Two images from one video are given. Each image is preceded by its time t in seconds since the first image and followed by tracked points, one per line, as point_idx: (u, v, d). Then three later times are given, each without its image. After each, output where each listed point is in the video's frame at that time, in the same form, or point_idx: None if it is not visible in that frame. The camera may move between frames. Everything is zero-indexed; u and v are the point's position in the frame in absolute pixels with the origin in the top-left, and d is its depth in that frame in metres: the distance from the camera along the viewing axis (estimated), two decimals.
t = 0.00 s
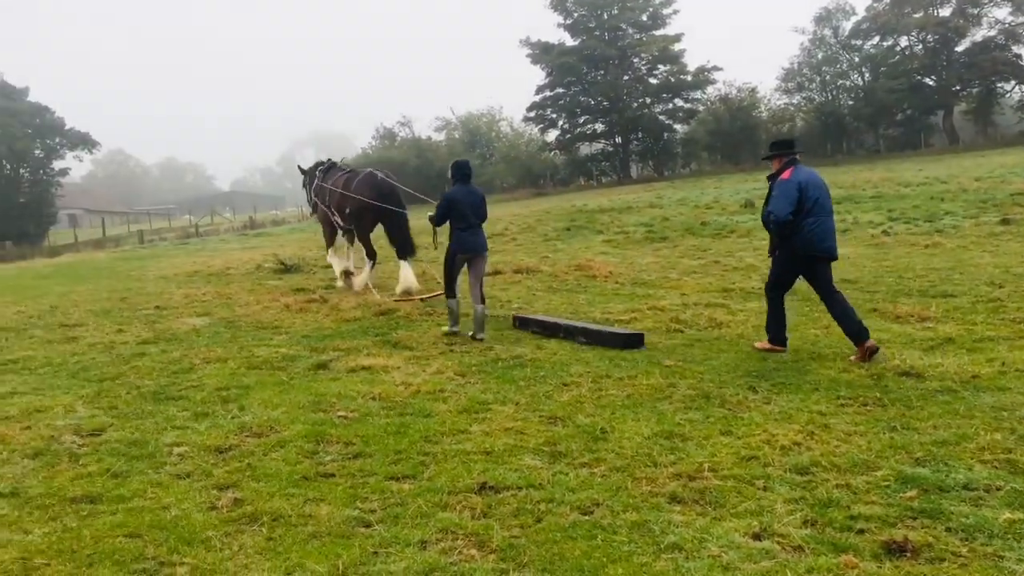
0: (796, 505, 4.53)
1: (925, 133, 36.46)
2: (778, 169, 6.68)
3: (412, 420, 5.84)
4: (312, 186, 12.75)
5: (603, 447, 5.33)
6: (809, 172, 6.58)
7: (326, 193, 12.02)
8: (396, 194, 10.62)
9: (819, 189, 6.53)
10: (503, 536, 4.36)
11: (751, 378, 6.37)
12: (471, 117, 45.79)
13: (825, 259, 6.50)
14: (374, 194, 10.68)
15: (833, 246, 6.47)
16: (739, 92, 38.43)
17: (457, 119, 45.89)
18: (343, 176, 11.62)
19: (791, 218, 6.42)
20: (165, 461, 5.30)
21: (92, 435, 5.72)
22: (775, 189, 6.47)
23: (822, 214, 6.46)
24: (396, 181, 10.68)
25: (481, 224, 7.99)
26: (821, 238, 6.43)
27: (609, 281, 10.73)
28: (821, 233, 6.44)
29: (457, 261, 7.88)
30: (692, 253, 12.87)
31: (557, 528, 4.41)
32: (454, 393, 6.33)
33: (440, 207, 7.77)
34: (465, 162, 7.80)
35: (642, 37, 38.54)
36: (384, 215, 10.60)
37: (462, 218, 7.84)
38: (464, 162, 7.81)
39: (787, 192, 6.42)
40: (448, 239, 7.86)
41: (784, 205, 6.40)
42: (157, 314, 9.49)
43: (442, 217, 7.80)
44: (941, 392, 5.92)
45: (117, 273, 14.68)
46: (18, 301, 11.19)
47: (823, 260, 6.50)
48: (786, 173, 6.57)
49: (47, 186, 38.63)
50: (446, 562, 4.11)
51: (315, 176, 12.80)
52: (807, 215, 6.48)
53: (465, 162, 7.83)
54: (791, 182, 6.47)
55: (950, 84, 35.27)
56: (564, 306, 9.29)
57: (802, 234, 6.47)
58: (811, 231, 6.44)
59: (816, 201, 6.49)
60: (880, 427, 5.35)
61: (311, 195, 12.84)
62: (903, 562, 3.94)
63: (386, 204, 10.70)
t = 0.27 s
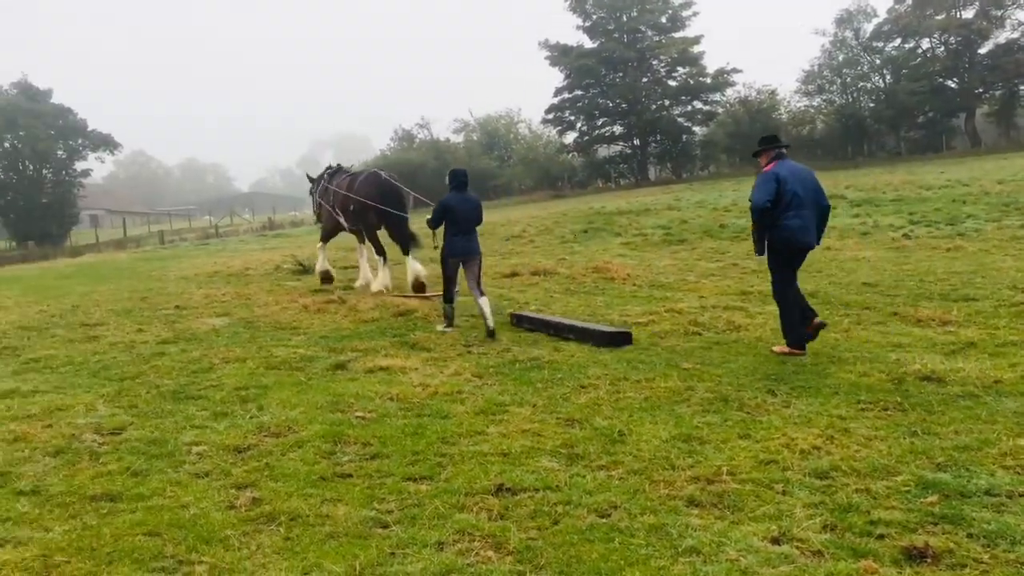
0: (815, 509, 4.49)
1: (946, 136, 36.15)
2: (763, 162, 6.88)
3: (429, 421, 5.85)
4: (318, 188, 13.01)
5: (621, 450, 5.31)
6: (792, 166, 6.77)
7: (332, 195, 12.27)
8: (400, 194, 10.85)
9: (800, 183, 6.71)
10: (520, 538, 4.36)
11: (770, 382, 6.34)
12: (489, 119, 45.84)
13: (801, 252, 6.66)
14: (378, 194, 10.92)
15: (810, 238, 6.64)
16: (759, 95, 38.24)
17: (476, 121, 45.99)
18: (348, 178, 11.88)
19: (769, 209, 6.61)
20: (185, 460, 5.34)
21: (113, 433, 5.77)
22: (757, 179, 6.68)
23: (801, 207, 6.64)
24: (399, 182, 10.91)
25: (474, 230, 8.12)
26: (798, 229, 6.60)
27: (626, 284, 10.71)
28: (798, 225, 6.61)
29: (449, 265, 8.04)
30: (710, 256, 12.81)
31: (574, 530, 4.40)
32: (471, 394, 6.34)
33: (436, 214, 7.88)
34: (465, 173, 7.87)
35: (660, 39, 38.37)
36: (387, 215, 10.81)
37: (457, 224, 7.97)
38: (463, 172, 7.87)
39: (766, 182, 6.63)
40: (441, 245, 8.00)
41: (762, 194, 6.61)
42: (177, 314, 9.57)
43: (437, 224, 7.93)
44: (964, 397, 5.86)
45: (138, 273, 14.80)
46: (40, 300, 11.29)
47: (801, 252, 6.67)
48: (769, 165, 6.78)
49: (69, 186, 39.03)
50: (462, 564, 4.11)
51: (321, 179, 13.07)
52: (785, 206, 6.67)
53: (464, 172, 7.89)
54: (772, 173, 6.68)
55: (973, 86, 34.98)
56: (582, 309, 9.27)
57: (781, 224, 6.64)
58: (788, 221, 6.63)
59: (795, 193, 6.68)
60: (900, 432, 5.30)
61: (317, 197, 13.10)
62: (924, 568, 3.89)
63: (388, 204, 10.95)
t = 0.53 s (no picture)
0: (825, 510, 4.47)
1: (957, 136, 36.03)
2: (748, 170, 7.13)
3: (437, 420, 5.85)
4: (313, 187, 13.16)
5: (629, 450, 5.31)
6: (773, 175, 7.00)
7: (327, 194, 12.44)
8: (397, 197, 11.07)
9: (780, 191, 6.94)
10: (528, 538, 4.35)
11: (779, 383, 6.32)
12: (497, 119, 45.80)
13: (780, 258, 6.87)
14: (376, 196, 11.12)
15: (788, 245, 6.84)
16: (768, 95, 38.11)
17: (484, 121, 45.98)
18: (344, 178, 12.05)
19: (748, 216, 6.88)
20: (194, 459, 5.35)
21: (122, 431, 5.79)
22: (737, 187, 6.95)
23: (779, 215, 6.86)
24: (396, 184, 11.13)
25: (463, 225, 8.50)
26: (776, 236, 6.82)
27: (635, 284, 10.68)
28: (776, 232, 6.82)
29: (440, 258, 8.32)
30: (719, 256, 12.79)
31: (583, 531, 4.40)
32: (479, 394, 6.34)
33: (425, 207, 8.29)
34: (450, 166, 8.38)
35: (669, 39, 38.26)
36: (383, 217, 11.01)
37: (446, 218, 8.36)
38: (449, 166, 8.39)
39: (746, 191, 6.89)
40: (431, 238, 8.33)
41: (741, 202, 6.89)
42: (186, 312, 9.59)
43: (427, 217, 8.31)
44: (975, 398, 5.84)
45: (148, 272, 14.85)
46: (50, 299, 11.33)
47: (779, 259, 6.87)
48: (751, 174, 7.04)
49: (79, 185, 39.21)
50: (471, 563, 4.11)
51: (315, 178, 13.21)
52: (764, 214, 6.91)
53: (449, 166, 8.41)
54: (752, 182, 6.94)
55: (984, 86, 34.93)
56: (591, 308, 9.26)
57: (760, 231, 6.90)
58: (766, 229, 6.86)
59: (774, 202, 6.91)
60: (910, 433, 5.28)
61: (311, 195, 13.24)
62: (934, 569, 3.88)
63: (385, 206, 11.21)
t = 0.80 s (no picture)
0: (834, 516, 4.46)
1: (966, 139, 35.93)
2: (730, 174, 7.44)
3: (445, 424, 5.85)
4: (311, 191, 13.33)
5: (638, 454, 5.30)
6: (755, 179, 7.33)
7: (325, 199, 12.60)
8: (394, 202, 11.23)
9: (762, 194, 7.26)
10: (536, 542, 4.34)
11: (788, 388, 6.30)
12: (506, 122, 45.89)
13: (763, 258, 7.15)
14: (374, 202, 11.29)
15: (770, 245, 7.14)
16: (777, 98, 38.08)
17: (492, 124, 46.02)
18: (343, 183, 12.22)
19: (734, 216, 7.15)
20: (202, 461, 5.36)
21: (131, 434, 5.81)
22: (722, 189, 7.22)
23: (762, 216, 7.17)
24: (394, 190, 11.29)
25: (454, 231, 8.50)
26: (759, 236, 7.11)
27: (643, 288, 10.67)
28: (760, 233, 7.12)
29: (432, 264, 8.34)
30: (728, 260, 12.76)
31: (591, 535, 4.38)
32: (487, 398, 6.34)
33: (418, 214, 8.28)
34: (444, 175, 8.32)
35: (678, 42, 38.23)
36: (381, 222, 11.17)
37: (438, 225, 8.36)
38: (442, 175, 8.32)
39: (731, 193, 7.17)
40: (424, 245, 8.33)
41: (727, 203, 7.16)
42: (194, 315, 9.61)
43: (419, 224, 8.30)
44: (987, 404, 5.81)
45: (156, 274, 14.89)
46: (60, 301, 11.37)
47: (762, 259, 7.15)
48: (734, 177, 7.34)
49: (89, 187, 39.38)
50: (479, 567, 4.10)
51: (314, 182, 13.39)
52: (748, 216, 7.20)
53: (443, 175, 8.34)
54: (737, 184, 7.23)
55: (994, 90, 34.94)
56: (600, 312, 9.24)
57: (744, 232, 7.17)
58: (751, 229, 7.14)
59: (757, 204, 7.22)
60: (920, 438, 5.27)
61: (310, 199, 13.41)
62: None
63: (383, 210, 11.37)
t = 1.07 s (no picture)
0: (845, 521, 4.43)
1: (977, 144, 35.85)
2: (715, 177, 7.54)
3: (454, 427, 5.86)
4: (312, 196, 13.57)
5: (647, 459, 5.29)
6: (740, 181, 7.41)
7: (325, 204, 12.84)
8: (392, 205, 11.43)
9: (747, 197, 7.36)
10: (545, 547, 4.34)
11: (798, 393, 6.28)
12: (515, 127, 46.11)
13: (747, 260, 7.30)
14: (372, 205, 11.50)
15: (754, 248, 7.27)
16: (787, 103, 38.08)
17: (501, 128, 46.10)
18: (342, 187, 12.45)
19: (719, 220, 7.27)
20: (212, 464, 5.38)
21: (142, 437, 5.82)
22: (707, 193, 7.33)
23: (747, 218, 7.28)
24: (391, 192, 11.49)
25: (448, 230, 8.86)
26: (743, 239, 7.24)
27: (652, 292, 10.67)
28: (744, 236, 7.24)
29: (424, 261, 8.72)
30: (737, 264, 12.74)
31: (600, 540, 4.37)
32: (496, 402, 6.35)
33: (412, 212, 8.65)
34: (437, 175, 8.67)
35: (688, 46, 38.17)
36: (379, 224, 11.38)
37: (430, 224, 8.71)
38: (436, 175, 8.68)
39: (716, 196, 7.28)
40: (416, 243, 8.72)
41: (711, 208, 7.28)
42: (205, 318, 9.65)
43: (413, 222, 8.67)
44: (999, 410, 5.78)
45: (167, 278, 14.96)
46: (71, 304, 11.42)
47: (746, 261, 7.30)
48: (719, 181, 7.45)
49: (100, 191, 39.65)
50: (488, 571, 4.09)
51: (314, 187, 13.62)
52: (733, 218, 7.30)
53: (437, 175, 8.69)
54: (722, 187, 7.34)
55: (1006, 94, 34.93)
56: (610, 316, 9.23)
57: (727, 234, 7.30)
58: (735, 232, 7.27)
59: (741, 206, 7.33)
60: (931, 444, 5.25)
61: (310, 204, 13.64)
62: None
63: (381, 214, 11.56)
